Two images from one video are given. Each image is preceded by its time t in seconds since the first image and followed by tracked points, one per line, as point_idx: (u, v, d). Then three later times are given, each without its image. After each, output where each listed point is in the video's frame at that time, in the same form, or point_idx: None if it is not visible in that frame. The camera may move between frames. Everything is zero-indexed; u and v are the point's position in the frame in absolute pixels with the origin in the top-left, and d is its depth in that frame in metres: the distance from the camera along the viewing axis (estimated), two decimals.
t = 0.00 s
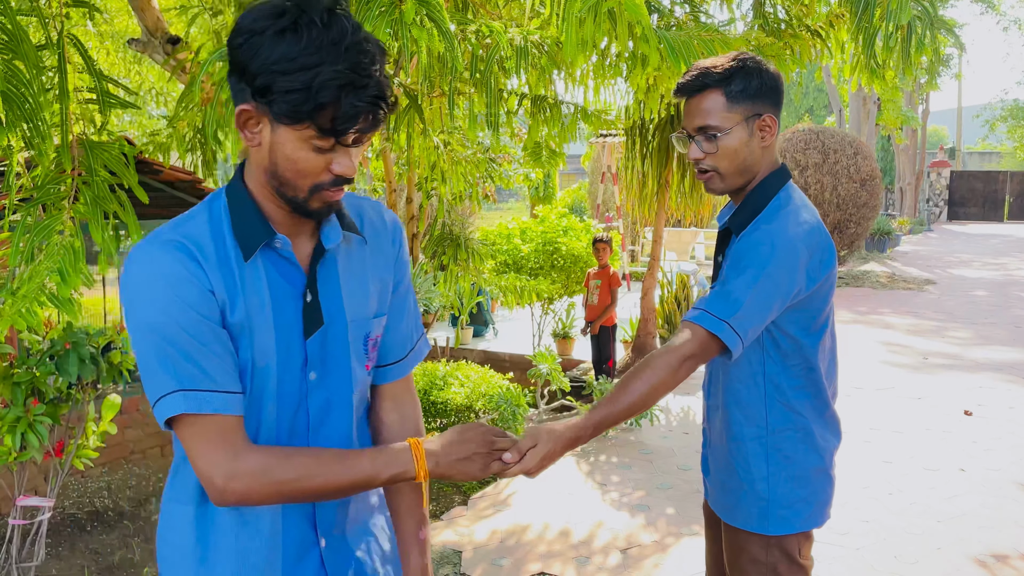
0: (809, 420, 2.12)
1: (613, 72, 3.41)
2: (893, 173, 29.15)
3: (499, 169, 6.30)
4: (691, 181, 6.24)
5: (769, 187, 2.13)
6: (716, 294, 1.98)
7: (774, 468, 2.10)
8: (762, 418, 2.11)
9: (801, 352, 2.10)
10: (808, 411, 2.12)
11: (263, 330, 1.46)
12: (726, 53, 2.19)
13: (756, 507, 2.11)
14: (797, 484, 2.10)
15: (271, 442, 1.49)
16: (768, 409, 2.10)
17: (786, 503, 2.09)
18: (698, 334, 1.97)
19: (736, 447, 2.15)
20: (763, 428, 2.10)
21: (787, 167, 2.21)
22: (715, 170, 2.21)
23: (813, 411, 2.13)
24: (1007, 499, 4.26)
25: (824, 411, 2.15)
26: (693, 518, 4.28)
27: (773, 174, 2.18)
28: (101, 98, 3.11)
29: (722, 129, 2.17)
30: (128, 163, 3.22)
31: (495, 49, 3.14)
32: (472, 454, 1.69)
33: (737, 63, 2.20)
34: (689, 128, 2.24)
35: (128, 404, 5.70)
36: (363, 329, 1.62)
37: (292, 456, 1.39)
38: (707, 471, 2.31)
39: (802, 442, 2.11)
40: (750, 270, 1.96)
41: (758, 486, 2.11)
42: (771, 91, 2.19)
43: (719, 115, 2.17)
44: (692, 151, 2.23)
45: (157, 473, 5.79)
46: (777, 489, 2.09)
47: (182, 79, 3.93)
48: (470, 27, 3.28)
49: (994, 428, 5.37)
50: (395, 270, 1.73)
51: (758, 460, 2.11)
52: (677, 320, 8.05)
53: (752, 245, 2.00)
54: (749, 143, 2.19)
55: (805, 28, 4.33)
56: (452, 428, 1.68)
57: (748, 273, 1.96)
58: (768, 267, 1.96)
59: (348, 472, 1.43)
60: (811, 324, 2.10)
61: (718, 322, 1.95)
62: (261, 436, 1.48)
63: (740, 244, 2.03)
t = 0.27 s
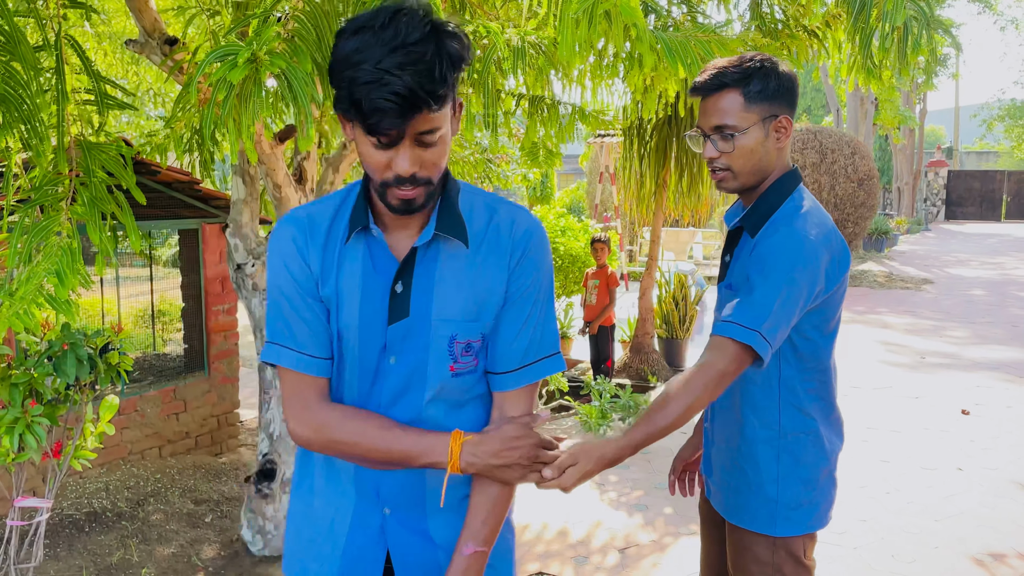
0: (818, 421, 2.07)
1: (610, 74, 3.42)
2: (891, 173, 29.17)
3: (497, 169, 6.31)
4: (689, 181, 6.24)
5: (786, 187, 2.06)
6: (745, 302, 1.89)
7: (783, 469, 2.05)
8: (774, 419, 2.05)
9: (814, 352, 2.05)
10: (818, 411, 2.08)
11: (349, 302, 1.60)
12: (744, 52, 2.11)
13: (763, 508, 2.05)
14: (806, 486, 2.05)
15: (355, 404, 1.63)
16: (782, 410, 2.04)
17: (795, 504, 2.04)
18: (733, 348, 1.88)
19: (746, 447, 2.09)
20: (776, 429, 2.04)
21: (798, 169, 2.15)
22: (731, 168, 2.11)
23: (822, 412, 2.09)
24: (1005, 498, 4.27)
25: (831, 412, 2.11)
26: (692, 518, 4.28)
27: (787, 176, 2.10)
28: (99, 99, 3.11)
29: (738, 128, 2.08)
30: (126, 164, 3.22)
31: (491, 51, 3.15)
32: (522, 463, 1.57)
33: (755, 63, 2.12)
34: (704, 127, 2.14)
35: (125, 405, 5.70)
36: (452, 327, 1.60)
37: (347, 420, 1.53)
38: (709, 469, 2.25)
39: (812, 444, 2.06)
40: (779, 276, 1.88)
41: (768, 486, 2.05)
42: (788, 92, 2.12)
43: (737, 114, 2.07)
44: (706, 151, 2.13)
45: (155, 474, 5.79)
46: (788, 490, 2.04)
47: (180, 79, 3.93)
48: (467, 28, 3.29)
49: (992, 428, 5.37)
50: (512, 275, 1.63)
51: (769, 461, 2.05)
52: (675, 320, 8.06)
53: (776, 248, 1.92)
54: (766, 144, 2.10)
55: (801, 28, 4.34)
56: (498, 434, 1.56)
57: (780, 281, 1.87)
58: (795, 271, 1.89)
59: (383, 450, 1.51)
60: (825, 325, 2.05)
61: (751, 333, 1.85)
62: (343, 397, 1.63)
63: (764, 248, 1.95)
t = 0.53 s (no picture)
0: (813, 421, 2.04)
1: (605, 75, 3.43)
2: (886, 172, 29.22)
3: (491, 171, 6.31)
4: (683, 181, 6.24)
5: (788, 185, 2.02)
6: (751, 301, 1.86)
7: (779, 468, 2.00)
8: (772, 417, 2.01)
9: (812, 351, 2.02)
10: (814, 411, 2.04)
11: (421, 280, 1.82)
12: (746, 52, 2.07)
13: (758, 506, 2.01)
14: (801, 486, 2.01)
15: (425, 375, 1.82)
16: (780, 409, 2.00)
17: (790, 503, 2.00)
18: (742, 348, 1.84)
19: (743, 445, 2.04)
20: (774, 428, 2.00)
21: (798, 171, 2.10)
22: (727, 163, 2.06)
23: (817, 412, 2.05)
24: (998, 497, 4.29)
25: (825, 412, 2.08)
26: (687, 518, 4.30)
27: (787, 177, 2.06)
28: (92, 102, 3.12)
29: (738, 123, 2.03)
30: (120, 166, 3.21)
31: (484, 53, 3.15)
32: (530, 454, 1.58)
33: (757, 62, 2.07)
34: (704, 122, 2.09)
35: (119, 407, 5.69)
36: (486, 310, 1.67)
37: (405, 386, 1.73)
38: (699, 468, 2.19)
39: (807, 443, 2.02)
40: (786, 275, 1.85)
41: (764, 485, 2.00)
42: (790, 92, 2.06)
43: (736, 108, 2.02)
44: (705, 145, 2.08)
45: (150, 476, 5.78)
46: (783, 490, 1.99)
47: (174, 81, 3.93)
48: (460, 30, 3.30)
49: (985, 427, 5.39)
50: (550, 265, 1.65)
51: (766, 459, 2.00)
52: (670, 320, 8.07)
53: (781, 247, 1.89)
54: (766, 142, 2.04)
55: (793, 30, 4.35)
56: (514, 422, 1.59)
57: (793, 280, 1.85)
58: (800, 270, 1.87)
59: (426, 418, 1.68)
60: (822, 324, 2.02)
61: (763, 333, 1.82)
62: (419, 367, 1.83)
63: (768, 247, 1.92)
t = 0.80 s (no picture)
0: (802, 421, 2.04)
1: (596, 77, 3.44)
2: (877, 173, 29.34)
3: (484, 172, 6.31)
4: (676, 182, 6.25)
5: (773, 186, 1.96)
6: (741, 301, 1.81)
7: (768, 469, 2.00)
8: (762, 418, 2.00)
9: (804, 352, 2.01)
10: (803, 411, 2.04)
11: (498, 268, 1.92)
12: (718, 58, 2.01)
13: (746, 506, 2.01)
14: (790, 486, 2.01)
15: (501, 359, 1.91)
16: (771, 409, 2.00)
17: (778, 503, 2.00)
18: (733, 351, 1.78)
19: (733, 445, 2.04)
20: (764, 428, 2.00)
21: (786, 174, 2.02)
22: (707, 170, 1.99)
23: (805, 412, 2.05)
24: (989, 496, 4.30)
25: (814, 413, 2.08)
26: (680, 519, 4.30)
27: (773, 180, 1.99)
28: (82, 105, 3.11)
29: (717, 127, 1.96)
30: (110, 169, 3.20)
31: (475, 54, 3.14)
32: (512, 434, 1.62)
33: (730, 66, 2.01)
34: (684, 131, 2.03)
35: (111, 411, 5.67)
36: (516, 296, 1.71)
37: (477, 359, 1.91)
38: (689, 469, 2.19)
39: (796, 443, 2.02)
40: (778, 275, 1.81)
41: (753, 486, 2.00)
42: (765, 93, 1.98)
43: (714, 113, 1.96)
44: (687, 153, 2.01)
45: (142, 480, 5.76)
46: (772, 490, 2.00)
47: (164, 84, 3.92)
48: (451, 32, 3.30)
49: (977, 426, 5.40)
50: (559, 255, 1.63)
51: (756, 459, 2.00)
52: (663, 321, 8.08)
53: (773, 247, 1.84)
54: (748, 145, 1.98)
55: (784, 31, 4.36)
56: (510, 402, 1.64)
57: (785, 279, 1.81)
58: (793, 269, 1.82)
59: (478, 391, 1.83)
60: (813, 324, 2.02)
61: (753, 333, 1.77)
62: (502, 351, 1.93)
63: (760, 247, 1.87)
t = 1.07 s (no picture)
0: (780, 421, 2.04)
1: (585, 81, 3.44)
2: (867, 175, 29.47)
3: (475, 175, 6.31)
4: (666, 184, 6.27)
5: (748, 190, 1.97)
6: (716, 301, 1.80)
7: (750, 470, 2.00)
8: (742, 419, 2.01)
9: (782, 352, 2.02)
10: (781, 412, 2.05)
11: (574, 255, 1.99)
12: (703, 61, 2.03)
13: (729, 507, 2.01)
14: (771, 485, 2.01)
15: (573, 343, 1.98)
16: (751, 410, 2.00)
17: (759, 503, 2.00)
18: (710, 350, 1.73)
19: (714, 444, 2.04)
20: (744, 426, 2.00)
21: (763, 177, 2.05)
22: (684, 168, 2.00)
23: (783, 412, 2.06)
24: (978, 496, 4.33)
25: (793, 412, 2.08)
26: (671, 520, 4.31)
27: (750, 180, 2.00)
28: (70, 109, 3.09)
29: (696, 127, 1.97)
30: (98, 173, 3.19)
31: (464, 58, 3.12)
32: (496, 403, 1.75)
33: (714, 68, 2.02)
34: (665, 129, 2.04)
35: (100, 416, 5.64)
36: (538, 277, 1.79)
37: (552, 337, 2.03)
38: (671, 471, 2.19)
39: (776, 443, 2.02)
40: (753, 276, 1.81)
41: (735, 487, 2.00)
42: (747, 96, 1.99)
43: (693, 113, 1.97)
44: (665, 150, 2.02)
45: (132, 485, 5.73)
46: (753, 491, 2.00)
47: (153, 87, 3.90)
48: (441, 36, 3.30)
49: (966, 427, 5.44)
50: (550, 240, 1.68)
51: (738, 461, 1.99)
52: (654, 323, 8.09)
53: (750, 248, 1.85)
54: (726, 146, 1.99)
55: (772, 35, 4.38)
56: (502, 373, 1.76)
57: (760, 280, 1.81)
58: (768, 268, 1.83)
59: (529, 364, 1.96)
60: (789, 325, 2.02)
61: (731, 332, 1.73)
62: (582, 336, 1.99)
63: (736, 249, 1.88)
